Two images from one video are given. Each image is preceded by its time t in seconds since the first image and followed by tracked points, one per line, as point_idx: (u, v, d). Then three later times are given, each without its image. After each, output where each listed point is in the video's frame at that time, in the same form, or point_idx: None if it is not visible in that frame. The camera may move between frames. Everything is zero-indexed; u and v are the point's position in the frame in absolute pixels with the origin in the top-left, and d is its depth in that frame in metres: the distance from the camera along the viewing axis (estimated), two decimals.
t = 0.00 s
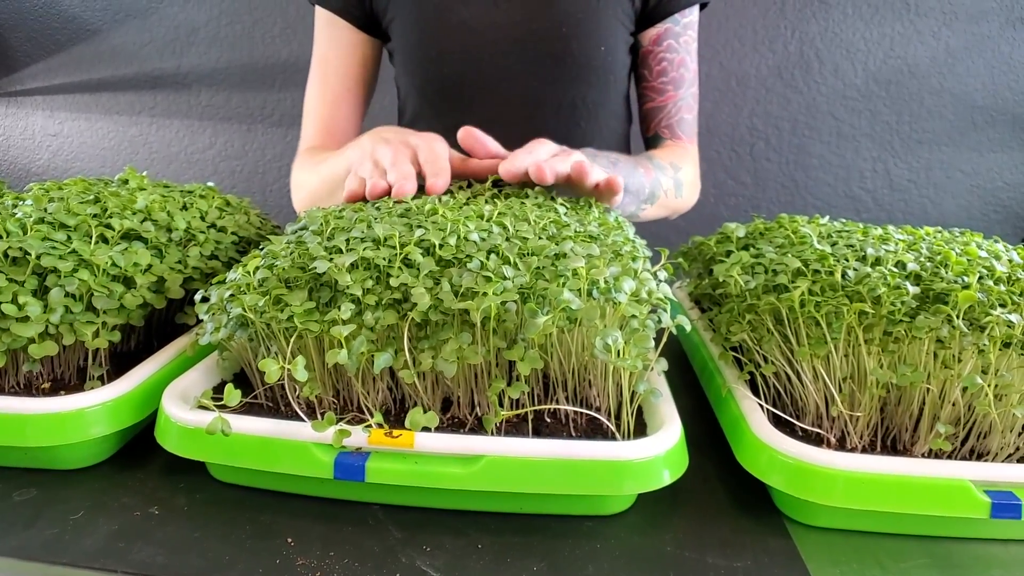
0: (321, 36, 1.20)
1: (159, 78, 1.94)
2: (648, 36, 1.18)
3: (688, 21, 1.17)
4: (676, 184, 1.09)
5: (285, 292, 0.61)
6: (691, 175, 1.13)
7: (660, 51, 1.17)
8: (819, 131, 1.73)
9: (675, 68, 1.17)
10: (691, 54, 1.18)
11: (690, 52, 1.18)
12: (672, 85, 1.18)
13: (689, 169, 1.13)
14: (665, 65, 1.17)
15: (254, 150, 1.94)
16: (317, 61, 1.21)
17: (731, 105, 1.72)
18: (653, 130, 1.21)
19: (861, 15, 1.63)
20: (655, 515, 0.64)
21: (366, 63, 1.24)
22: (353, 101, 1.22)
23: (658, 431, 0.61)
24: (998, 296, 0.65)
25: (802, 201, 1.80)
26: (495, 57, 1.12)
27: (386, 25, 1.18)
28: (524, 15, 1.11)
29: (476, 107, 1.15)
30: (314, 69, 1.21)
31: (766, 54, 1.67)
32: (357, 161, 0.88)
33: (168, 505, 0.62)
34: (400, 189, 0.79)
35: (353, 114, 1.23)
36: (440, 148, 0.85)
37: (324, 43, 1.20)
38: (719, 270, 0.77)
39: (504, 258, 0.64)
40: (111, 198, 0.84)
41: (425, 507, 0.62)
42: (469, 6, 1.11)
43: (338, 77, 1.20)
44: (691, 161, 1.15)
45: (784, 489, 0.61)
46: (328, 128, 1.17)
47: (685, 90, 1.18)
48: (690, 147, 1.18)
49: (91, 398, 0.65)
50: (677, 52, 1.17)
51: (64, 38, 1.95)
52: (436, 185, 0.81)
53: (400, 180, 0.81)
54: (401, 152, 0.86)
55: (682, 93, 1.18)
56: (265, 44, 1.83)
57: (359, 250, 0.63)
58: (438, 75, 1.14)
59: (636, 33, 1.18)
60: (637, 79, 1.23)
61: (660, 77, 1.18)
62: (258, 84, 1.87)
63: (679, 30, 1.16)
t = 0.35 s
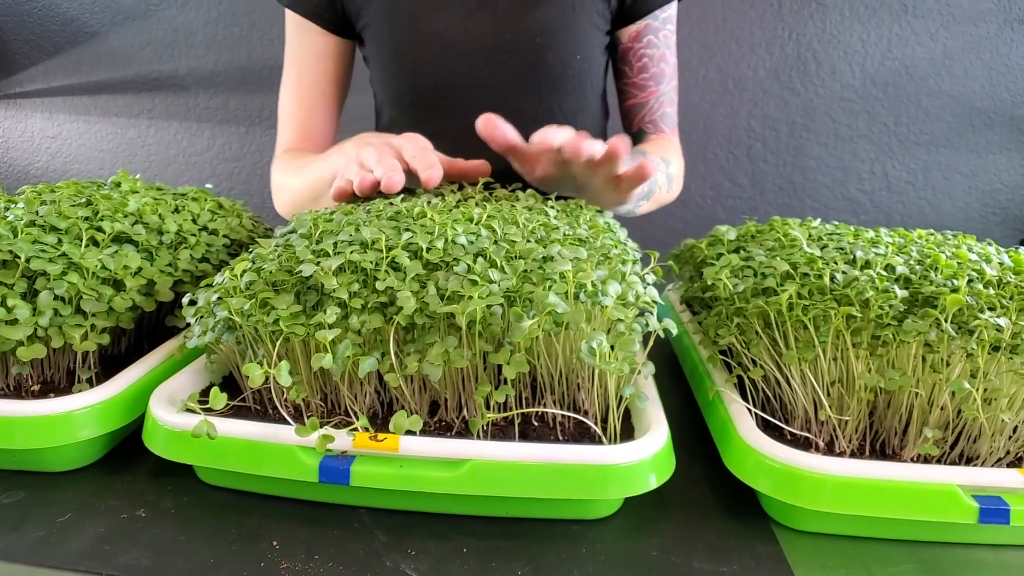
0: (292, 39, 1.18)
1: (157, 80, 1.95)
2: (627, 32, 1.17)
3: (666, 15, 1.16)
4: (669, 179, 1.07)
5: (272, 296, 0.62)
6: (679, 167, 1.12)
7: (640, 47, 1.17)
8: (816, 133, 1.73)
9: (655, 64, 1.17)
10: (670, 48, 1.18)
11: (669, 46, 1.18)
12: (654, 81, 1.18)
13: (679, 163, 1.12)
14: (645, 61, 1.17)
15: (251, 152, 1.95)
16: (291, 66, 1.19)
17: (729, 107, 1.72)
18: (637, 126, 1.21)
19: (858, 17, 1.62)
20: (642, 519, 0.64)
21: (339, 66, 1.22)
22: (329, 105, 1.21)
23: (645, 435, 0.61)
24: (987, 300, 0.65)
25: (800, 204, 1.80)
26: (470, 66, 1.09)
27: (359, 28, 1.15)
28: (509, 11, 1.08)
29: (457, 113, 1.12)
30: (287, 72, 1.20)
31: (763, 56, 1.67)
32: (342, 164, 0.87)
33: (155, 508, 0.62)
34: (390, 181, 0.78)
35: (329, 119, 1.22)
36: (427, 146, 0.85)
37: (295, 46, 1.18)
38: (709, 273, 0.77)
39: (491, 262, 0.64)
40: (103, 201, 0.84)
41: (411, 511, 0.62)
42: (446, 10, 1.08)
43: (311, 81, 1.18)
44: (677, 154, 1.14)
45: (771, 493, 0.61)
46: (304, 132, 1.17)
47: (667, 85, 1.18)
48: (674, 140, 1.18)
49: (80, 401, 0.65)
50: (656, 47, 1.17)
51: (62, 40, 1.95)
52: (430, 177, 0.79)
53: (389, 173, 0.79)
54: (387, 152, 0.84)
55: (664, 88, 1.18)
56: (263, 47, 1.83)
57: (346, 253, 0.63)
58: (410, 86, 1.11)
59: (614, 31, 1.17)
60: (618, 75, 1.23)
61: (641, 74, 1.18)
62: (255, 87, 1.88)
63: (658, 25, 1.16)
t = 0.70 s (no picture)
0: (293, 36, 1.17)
1: (159, 81, 1.95)
2: (633, 30, 1.16)
3: (669, 11, 1.16)
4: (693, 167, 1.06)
5: (268, 296, 0.62)
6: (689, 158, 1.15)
7: (646, 44, 1.16)
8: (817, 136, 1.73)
9: (662, 60, 1.17)
10: (675, 44, 1.18)
11: (673, 42, 1.18)
12: (663, 77, 1.18)
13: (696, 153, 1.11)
14: (652, 57, 1.16)
15: (253, 153, 1.95)
16: (291, 63, 1.18)
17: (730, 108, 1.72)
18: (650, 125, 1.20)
19: (859, 19, 1.62)
20: (637, 520, 0.64)
21: (339, 63, 1.21)
22: (328, 102, 1.20)
23: (640, 436, 0.61)
24: (984, 302, 0.65)
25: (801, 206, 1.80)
26: (468, 68, 1.10)
27: (357, 27, 1.15)
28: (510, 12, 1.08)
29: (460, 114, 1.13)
30: (287, 70, 1.19)
31: (764, 58, 1.67)
32: (347, 153, 0.87)
33: (152, 506, 0.63)
34: (398, 157, 0.73)
35: (329, 118, 1.21)
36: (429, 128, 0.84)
37: (293, 43, 1.17)
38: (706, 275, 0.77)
39: (487, 262, 0.64)
40: (102, 201, 0.84)
41: (407, 511, 0.62)
42: (445, 11, 1.08)
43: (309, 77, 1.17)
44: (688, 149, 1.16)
45: (765, 495, 0.61)
46: (304, 131, 1.16)
47: (673, 81, 1.19)
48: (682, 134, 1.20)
49: (78, 399, 0.65)
50: (662, 43, 1.16)
51: (65, 41, 1.96)
52: (444, 152, 0.74)
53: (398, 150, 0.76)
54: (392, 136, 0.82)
55: (671, 85, 1.19)
56: (264, 48, 1.84)
57: (342, 253, 0.63)
58: (408, 86, 1.12)
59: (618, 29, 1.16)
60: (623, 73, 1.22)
61: (649, 70, 1.17)
62: (257, 88, 1.88)
63: (663, 21, 1.15)
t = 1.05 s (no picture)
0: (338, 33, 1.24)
1: (162, 83, 1.96)
2: (676, 44, 1.13)
3: (718, 28, 1.11)
4: (696, 199, 1.07)
5: (274, 293, 0.62)
6: (712, 189, 1.10)
7: (687, 60, 1.13)
8: (820, 139, 1.72)
9: (701, 78, 1.13)
10: (721, 63, 1.12)
11: (720, 60, 1.13)
12: (698, 96, 1.13)
13: (711, 182, 1.11)
14: (692, 74, 1.13)
15: (256, 155, 1.95)
16: (336, 60, 1.25)
17: (733, 112, 1.72)
18: (678, 144, 1.17)
19: (863, 22, 1.62)
20: (644, 520, 0.63)
21: (381, 64, 1.27)
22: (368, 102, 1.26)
23: (647, 435, 0.61)
24: (994, 303, 0.65)
25: (804, 210, 1.79)
26: (478, 70, 1.10)
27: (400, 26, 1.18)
28: (516, 13, 1.08)
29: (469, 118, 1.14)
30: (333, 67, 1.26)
31: (767, 62, 1.67)
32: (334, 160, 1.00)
33: (155, 503, 0.62)
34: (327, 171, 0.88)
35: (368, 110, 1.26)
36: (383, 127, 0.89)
37: (339, 41, 1.24)
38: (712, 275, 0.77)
39: (493, 261, 0.64)
40: (105, 199, 0.84)
41: (411, 510, 0.62)
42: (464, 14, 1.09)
43: (353, 78, 1.24)
44: (715, 174, 1.12)
45: (772, 495, 0.61)
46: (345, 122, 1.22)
47: (713, 101, 1.14)
48: (712, 158, 1.16)
49: (82, 396, 0.65)
50: (704, 61, 1.12)
51: (69, 43, 1.97)
52: (373, 150, 0.85)
53: (333, 160, 0.89)
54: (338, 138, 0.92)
55: (709, 105, 1.13)
56: (268, 50, 1.84)
57: (347, 251, 0.63)
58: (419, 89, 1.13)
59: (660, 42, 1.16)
60: (663, 87, 1.19)
61: (686, 87, 1.14)
62: (260, 90, 1.89)
63: (709, 38, 1.11)
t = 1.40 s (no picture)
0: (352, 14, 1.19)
1: (166, 84, 1.96)
2: (715, 39, 1.10)
3: (764, 25, 1.07)
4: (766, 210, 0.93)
5: (277, 297, 0.61)
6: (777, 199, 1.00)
7: (728, 55, 1.09)
8: (825, 141, 1.72)
9: (746, 76, 1.07)
10: (767, 61, 1.08)
11: (765, 58, 1.08)
12: (744, 95, 1.08)
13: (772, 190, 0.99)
14: (734, 70, 1.08)
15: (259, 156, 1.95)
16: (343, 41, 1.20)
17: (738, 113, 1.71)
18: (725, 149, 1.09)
19: (868, 24, 1.61)
20: (651, 529, 0.62)
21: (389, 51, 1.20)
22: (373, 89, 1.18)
23: (654, 444, 0.60)
24: (1007, 309, 0.64)
25: (809, 212, 1.78)
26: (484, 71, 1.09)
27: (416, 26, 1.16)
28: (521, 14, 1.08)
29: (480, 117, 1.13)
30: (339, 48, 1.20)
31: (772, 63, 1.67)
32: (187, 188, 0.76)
33: (156, 510, 0.62)
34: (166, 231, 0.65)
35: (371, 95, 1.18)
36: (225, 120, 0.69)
37: (352, 21, 1.19)
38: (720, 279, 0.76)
39: (499, 265, 0.63)
40: (108, 201, 0.83)
41: (415, 518, 0.61)
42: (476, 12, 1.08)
43: (358, 62, 1.17)
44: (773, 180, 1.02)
45: (782, 505, 0.60)
46: (344, 103, 1.14)
47: (760, 102, 1.08)
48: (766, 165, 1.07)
49: (81, 402, 0.64)
50: (749, 57, 1.07)
51: (73, 44, 1.97)
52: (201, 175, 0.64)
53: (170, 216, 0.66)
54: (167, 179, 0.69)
55: (756, 105, 1.08)
56: (272, 51, 1.84)
57: (351, 255, 0.62)
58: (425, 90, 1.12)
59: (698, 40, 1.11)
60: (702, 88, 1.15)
61: (729, 84, 1.09)
62: (264, 91, 1.88)
63: (753, 32, 1.07)
